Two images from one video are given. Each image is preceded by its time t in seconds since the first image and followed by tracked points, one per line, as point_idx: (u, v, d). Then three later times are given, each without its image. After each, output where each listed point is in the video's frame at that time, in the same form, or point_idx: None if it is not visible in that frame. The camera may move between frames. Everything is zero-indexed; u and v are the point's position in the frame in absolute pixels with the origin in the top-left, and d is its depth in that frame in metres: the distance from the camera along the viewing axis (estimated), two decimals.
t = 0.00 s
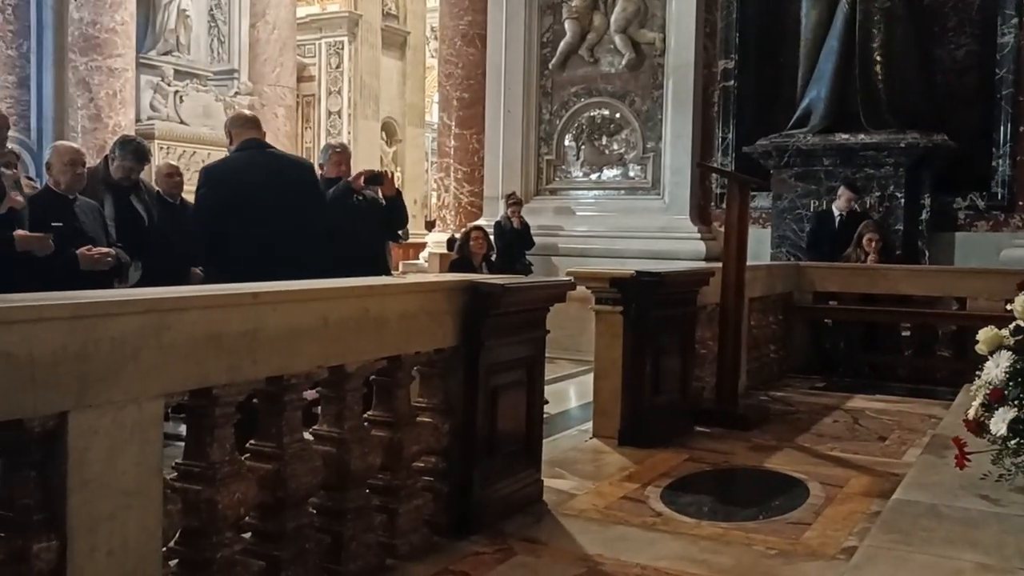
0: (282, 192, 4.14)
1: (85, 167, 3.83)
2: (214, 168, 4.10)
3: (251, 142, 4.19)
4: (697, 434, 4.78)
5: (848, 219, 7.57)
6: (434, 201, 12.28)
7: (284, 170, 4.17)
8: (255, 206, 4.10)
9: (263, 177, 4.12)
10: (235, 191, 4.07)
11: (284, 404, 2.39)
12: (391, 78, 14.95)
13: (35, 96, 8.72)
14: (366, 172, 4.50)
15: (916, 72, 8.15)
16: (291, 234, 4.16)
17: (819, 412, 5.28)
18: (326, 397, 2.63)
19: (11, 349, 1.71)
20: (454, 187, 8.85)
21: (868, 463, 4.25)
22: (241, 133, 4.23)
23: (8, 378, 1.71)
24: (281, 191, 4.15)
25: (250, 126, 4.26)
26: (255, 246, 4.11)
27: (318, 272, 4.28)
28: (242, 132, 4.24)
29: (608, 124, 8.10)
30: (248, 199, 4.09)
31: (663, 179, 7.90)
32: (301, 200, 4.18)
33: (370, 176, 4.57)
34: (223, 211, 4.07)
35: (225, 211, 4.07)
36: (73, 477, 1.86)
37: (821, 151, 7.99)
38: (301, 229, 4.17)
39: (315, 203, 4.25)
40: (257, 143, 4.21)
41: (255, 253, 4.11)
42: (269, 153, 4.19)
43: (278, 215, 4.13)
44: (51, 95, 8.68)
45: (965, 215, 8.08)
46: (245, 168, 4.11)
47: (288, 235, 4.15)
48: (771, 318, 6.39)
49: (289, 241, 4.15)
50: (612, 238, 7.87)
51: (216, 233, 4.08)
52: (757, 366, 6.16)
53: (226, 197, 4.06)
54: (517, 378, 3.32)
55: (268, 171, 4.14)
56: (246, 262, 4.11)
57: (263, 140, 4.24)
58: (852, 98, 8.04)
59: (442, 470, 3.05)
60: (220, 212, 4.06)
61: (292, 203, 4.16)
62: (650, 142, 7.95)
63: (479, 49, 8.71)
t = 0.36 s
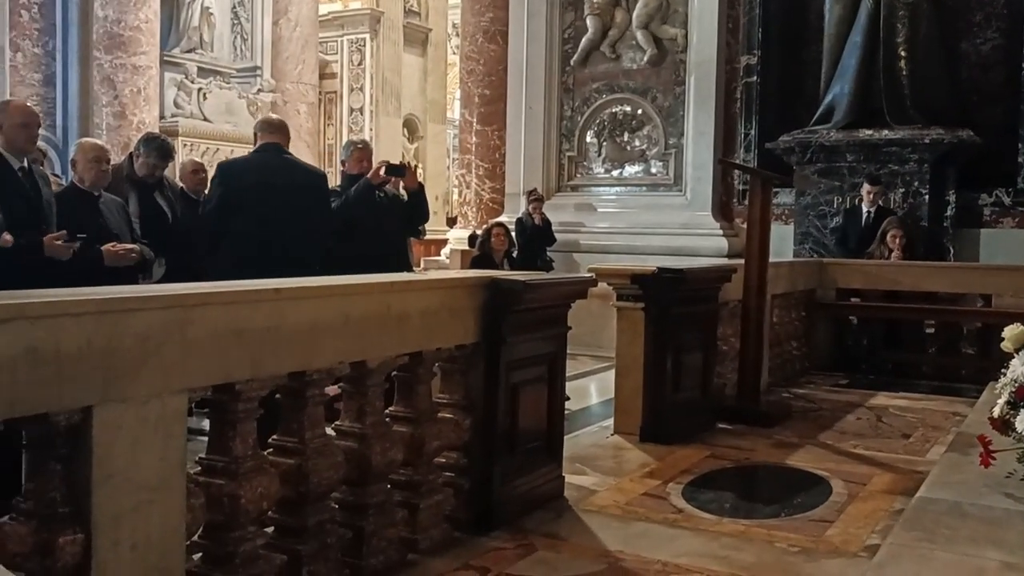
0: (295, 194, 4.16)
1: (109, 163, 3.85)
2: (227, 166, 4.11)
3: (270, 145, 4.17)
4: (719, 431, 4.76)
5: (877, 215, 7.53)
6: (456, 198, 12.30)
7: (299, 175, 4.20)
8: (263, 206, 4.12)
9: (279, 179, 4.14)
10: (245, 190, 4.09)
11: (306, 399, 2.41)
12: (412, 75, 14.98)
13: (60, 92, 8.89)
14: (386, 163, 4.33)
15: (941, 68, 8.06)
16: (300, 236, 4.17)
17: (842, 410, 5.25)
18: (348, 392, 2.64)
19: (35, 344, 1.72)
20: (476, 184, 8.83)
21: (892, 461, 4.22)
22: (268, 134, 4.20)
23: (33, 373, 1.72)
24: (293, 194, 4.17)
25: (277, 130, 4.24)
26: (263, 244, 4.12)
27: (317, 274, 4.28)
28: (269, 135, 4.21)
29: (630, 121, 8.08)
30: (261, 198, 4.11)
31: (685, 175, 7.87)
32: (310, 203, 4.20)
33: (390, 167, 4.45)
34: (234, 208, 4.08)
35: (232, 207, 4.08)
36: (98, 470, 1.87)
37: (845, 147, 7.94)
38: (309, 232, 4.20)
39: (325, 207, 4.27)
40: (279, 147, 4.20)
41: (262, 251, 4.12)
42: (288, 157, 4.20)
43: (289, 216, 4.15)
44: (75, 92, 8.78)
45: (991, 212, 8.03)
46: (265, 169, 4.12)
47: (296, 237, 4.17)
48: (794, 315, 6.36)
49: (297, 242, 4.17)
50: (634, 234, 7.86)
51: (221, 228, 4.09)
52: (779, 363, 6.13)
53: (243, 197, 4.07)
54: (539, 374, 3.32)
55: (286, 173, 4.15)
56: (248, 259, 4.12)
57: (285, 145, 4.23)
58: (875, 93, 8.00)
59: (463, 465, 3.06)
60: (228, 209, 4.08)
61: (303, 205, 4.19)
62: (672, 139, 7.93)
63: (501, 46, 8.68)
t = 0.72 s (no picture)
0: (304, 193, 4.18)
1: (132, 160, 3.87)
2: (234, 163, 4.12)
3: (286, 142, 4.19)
4: (739, 428, 4.75)
5: (901, 211, 7.44)
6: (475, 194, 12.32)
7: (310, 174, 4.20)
8: (267, 204, 4.12)
9: (290, 179, 4.15)
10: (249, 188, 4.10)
11: (326, 395, 2.42)
12: (433, 71, 15.00)
13: (83, 89, 8.99)
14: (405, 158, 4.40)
15: (966, 63, 7.97)
16: (304, 235, 4.20)
17: (863, 407, 5.22)
18: (368, 387, 2.66)
19: (62, 339, 1.75)
20: (496, 180, 8.82)
21: (913, 458, 4.20)
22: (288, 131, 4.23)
23: (58, 368, 1.74)
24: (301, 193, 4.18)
25: (302, 127, 4.28)
26: (267, 241, 4.12)
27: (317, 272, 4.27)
28: (294, 132, 4.25)
29: (650, 117, 8.05)
30: (265, 196, 4.12)
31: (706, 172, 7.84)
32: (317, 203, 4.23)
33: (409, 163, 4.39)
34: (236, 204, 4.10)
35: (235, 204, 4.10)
36: (122, 465, 1.90)
37: (867, 143, 7.90)
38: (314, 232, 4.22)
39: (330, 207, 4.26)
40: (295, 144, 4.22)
41: (266, 248, 4.13)
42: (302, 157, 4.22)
43: (294, 215, 4.17)
44: (98, 90, 8.86)
45: (1015, 208, 7.97)
46: (277, 170, 4.13)
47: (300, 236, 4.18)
48: (815, 311, 6.33)
49: (300, 241, 4.19)
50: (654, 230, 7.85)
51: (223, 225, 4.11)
52: (800, 360, 6.11)
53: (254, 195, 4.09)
54: (558, 370, 3.32)
55: (298, 172, 4.17)
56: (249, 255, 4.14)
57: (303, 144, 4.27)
58: (898, 89, 7.97)
59: (483, 461, 3.07)
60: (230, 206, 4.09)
61: (310, 204, 4.21)
62: (693, 135, 7.89)
63: (521, 42, 8.74)
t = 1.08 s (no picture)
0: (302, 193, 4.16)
1: (155, 158, 3.90)
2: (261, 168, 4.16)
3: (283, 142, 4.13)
4: (760, 426, 4.73)
5: (920, 207, 7.43)
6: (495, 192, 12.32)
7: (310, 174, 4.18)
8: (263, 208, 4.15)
9: (287, 180, 4.12)
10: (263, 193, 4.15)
11: (347, 391, 2.43)
12: (453, 68, 15.01)
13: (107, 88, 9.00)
14: (425, 155, 4.29)
15: (992, 60, 7.90)
16: (303, 235, 4.19)
17: (886, 406, 5.19)
18: (389, 384, 2.67)
19: (87, 335, 1.76)
20: (516, 177, 8.80)
21: (936, 457, 4.16)
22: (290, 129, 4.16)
23: (83, 363, 1.76)
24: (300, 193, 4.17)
25: (303, 122, 4.16)
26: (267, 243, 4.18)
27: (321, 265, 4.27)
28: (297, 129, 4.15)
29: (671, 114, 8.04)
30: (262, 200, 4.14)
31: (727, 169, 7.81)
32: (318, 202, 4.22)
33: (428, 161, 4.30)
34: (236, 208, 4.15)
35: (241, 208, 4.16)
36: (146, 460, 1.91)
37: (891, 140, 7.85)
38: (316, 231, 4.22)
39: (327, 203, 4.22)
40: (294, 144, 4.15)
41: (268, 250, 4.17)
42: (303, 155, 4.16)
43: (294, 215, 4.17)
44: (122, 87, 8.91)
45: None
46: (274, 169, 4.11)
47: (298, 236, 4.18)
48: (837, 309, 6.30)
49: (301, 242, 4.19)
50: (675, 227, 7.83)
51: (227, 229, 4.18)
52: (822, 359, 6.07)
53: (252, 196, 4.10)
54: (579, 367, 3.32)
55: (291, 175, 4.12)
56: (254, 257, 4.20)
57: (306, 141, 4.17)
58: (921, 86, 7.92)
59: (503, 457, 3.08)
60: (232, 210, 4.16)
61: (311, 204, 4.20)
62: (714, 132, 7.87)
63: (542, 38, 8.69)
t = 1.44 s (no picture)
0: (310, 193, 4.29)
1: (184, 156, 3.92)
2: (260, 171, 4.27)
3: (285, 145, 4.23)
4: (786, 425, 4.70)
5: (939, 204, 7.38)
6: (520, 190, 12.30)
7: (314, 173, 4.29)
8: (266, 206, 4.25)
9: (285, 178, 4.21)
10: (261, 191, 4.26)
11: (373, 387, 2.44)
12: (478, 66, 15.01)
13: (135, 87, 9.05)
14: (448, 151, 4.36)
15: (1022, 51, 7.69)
16: (303, 234, 4.25)
17: (915, 405, 5.13)
18: (415, 380, 2.67)
19: (115, 330, 1.78)
20: (541, 175, 8.79)
21: (966, 458, 4.11)
22: (295, 130, 4.27)
23: (112, 359, 1.78)
24: (307, 192, 4.30)
25: (305, 123, 4.18)
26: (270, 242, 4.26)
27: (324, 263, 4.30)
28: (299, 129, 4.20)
29: (697, 111, 8.00)
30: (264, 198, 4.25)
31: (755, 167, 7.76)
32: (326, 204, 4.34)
33: (452, 158, 4.36)
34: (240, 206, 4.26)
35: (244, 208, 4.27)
36: (175, 455, 1.93)
37: (920, 136, 7.76)
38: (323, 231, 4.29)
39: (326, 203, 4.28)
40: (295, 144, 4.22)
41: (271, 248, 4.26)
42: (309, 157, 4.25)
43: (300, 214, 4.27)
44: (151, 87, 8.93)
45: None
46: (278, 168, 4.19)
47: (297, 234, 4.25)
48: (865, 308, 6.24)
49: (301, 239, 4.26)
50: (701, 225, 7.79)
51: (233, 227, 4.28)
52: (849, 358, 6.02)
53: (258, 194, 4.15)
54: (604, 365, 3.31)
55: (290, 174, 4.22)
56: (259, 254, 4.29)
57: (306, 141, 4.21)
58: (951, 82, 7.82)
59: (528, 455, 3.08)
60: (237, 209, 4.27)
61: (316, 203, 4.29)
62: (741, 128, 7.82)
63: (567, 36, 8.68)
